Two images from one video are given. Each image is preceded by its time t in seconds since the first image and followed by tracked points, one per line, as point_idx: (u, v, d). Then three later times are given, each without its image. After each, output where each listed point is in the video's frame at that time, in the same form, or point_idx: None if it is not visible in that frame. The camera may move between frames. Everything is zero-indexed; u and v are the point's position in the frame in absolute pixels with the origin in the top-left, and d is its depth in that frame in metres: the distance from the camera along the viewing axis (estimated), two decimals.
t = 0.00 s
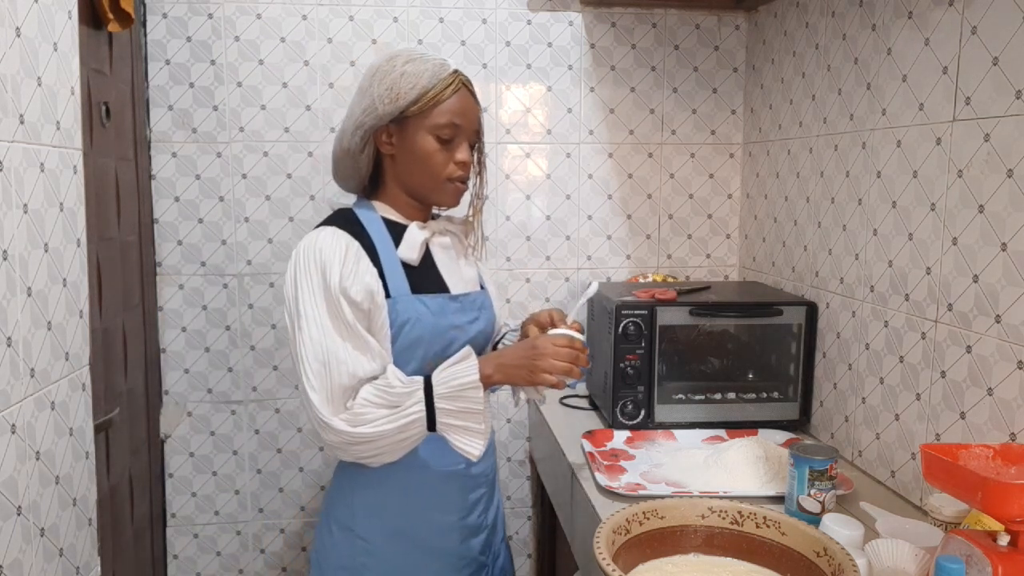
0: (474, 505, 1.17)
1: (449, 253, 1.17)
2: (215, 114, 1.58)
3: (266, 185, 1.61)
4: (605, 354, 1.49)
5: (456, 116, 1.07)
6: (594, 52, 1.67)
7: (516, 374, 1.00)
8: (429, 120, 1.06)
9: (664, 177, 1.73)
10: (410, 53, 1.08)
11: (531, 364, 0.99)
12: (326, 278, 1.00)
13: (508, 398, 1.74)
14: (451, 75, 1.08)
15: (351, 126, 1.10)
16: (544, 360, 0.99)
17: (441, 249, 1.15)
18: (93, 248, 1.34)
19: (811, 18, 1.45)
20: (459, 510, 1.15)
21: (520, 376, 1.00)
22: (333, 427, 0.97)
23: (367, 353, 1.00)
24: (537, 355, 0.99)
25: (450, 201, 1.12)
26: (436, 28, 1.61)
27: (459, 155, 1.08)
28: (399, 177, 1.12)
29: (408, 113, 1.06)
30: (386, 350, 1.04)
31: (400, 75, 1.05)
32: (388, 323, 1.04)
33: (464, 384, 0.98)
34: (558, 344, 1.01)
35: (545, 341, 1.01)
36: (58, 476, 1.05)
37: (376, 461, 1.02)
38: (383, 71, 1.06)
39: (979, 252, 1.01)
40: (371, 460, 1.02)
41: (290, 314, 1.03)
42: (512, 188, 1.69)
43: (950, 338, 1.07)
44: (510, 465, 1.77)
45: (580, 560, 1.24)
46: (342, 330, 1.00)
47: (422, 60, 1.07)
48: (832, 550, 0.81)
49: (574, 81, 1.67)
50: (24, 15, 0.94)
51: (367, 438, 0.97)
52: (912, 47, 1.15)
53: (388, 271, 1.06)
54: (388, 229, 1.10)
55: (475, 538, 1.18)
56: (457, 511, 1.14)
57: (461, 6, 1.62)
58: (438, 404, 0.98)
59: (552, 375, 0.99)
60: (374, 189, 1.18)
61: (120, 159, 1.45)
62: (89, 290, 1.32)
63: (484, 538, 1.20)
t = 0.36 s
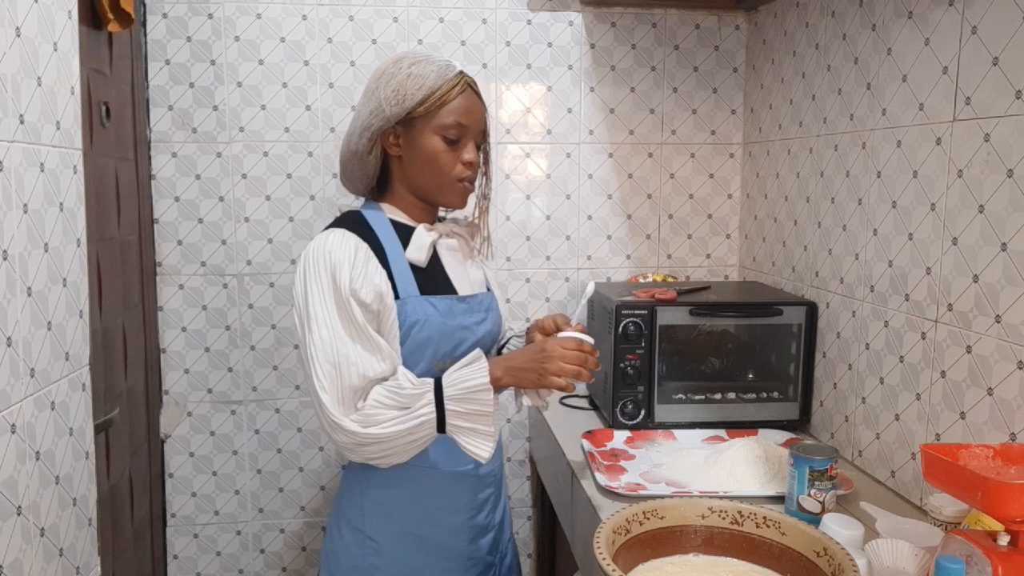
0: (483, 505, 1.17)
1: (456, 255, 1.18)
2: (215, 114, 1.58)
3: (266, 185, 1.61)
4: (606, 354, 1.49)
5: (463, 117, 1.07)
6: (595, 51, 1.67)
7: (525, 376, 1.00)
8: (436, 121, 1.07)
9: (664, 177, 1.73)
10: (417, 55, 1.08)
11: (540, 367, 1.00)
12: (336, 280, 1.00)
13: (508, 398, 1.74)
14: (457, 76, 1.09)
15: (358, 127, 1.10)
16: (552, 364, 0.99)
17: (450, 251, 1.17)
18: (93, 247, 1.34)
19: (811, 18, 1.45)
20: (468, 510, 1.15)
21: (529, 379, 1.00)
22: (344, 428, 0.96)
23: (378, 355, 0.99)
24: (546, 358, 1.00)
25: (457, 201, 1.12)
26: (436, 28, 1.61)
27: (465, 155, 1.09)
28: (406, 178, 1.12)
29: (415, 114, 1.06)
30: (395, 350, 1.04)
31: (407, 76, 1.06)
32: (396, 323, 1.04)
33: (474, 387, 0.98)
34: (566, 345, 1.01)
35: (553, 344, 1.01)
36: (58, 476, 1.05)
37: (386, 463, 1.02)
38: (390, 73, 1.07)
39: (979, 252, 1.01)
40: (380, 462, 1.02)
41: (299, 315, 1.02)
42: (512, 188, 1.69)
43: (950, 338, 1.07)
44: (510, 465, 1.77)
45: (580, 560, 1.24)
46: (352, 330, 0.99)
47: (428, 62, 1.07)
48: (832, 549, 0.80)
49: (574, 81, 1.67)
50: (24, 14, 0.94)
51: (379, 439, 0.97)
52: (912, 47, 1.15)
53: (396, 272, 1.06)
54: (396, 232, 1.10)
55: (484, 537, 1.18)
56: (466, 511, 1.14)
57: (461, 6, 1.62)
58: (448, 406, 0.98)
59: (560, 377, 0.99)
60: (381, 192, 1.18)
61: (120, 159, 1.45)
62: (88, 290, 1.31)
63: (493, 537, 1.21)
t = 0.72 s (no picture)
0: (499, 501, 1.18)
1: (467, 255, 1.17)
2: (215, 114, 1.58)
3: (265, 185, 1.61)
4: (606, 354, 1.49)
5: (475, 121, 1.08)
6: (594, 52, 1.67)
7: (541, 376, 1.01)
8: (448, 126, 1.07)
9: (664, 177, 1.73)
10: (428, 59, 1.08)
11: (557, 366, 1.01)
12: (353, 280, 0.99)
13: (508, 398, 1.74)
14: (468, 80, 1.09)
15: (366, 129, 1.10)
16: (569, 363, 1.00)
17: (461, 251, 1.17)
18: (93, 247, 1.34)
19: (811, 18, 1.45)
20: (485, 507, 1.15)
21: (546, 377, 1.01)
22: (366, 426, 0.96)
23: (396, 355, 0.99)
24: (562, 358, 1.01)
25: (467, 204, 1.12)
26: (436, 27, 1.61)
27: (477, 160, 1.09)
28: (417, 181, 1.12)
29: (428, 119, 1.06)
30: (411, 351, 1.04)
31: (421, 82, 1.05)
32: (411, 324, 1.04)
33: (493, 385, 0.99)
34: (582, 344, 1.02)
35: (569, 344, 1.02)
36: (58, 476, 1.05)
37: (403, 462, 1.02)
38: (402, 77, 1.07)
39: (979, 252, 1.01)
40: (398, 461, 1.02)
41: (316, 316, 1.02)
42: (511, 188, 1.69)
43: (950, 338, 1.07)
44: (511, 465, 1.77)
45: (580, 560, 1.24)
46: (370, 331, 0.99)
47: (440, 67, 1.07)
48: (832, 549, 0.80)
49: (574, 81, 1.67)
50: (24, 14, 0.94)
51: (399, 438, 0.97)
52: (912, 47, 1.15)
53: (411, 272, 1.07)
54: (408, 233, 1.10)
55: (500, 533, 1.19)
56: (483, 508, 1.15)
57: (461, 6, 1.62)
58: (467, 405, 0.98)
59: (576, 377, 1.00)
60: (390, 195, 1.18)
61: (120, 159, 1.45)
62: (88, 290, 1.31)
63: (509, 533, 1.22)
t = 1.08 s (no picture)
0: (505, 499, 1.20)
1: (481, 258, 1.17)
2: (215, 114, 1.58)
3: (265, 185, 1.61)
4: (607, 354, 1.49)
5: (491, 127, 1.09)
6: (594, 52, 1.67)
7: (560, 384, 1.03)
8: (466, 132, 1.07)
9: (664, 177, 1.73)
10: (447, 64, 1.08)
11: (576, 376, 1.03)
12: (373, 282, 0.99)
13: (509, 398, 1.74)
14: (485, 86, 1.10)
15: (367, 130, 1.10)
16: (588, 372, 1.03)
17: (476, 254, 1.16)
18: (93, 247, 1.34)
19: (811, 18, 1.45)
20: (493, 505, 1.16)
21: (564, 388, 1.03)
22: (387, 426, 0.96)
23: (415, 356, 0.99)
24: (581, 367, 1.03)
25: (483, 208, 1.14)
26: (436, 28, 1.61)
27: (492, 165, 1.10)
28: (432, 185, 1.13)
29: (446, 125, 1.07)
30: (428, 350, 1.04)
31: (439, 88, 1.05)
32: (428, 327, 1.05)
33: (512, 391, 0.99)
34: (600, 355, 1.04)
35: (588, 354, 1.04)
36: (58, 476, 1.05)
37: (418, 463, 1.02)
38: (421, 83, 1.06)
39: (979, 252, 1.01)
40: (412, 461, 1.02)
41: (334, 316, 1.01)
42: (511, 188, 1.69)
43: (950, 338, 1.07)
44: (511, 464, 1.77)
45: (580, 560, 1.24)
46: (389, 332, 0.99)
47: (459, 73, 1.07)
48: (832, 549, 0.80)
49: (574, 81, 1.67)
50: (24, 15, 0.94)
51: (419, 439, 0.97)
52: (912, 47, 1.15)
53: (426, 275, 1.07)
54: (422, 234, 1.10)
55: (505, 532, 1.21)
56: (491, 506, 1.16)
57: (461, 6, 1.62)
58: (485, 409, 0.99)
59: (594, 386, 1.02)
60: (403, 198, 1.18)
61: (120, 159, 1.45)
62: (88, 290, 1.31)
63: (513, 531, 1.23)
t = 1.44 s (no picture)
0: (511, 500, 1.21)
1: (488, 257, 1.17)
2: (215, 114, 1.58)
3: (265, 185, 1.61)
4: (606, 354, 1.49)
5: (503, 126, 1.09)
6: (594, 52, 1.67)
7: (573, 394, 1.02)
8: (477, 131, 1.07)
9: (664, 177, 1.73)
10: (458, 62, 1.08)
11: (590, 387, 1.01)
12: (384, 280, 0.99)
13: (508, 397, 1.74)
14: (496, 85, 1.09)
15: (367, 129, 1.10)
16: (603, 385, 1.01)
17: (483, 253, 1.16)
18: (93, 247, 1.34)
19: (811, 18, 1.45)
20: (500, 505, 1.17)
21: (577, 398, 1.02)
22: (398, 426, 0.96)
23: (426, 355, 0.99)
24: (596, 379, 1.01)
25: (492, 207, 1.14)
26: (436, 27, 1.61)
27: (503, 164, 1.10)
28: (441, 183, 1.13)
29: (458, 124, 1.06)
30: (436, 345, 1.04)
31: (451, 85, 1.05)
32: (437, 324, 1.05)
33: (524, 397, 0.99)
34: (616, 367, 1.02)
35: (604, 365, 1.02)
36: (58, 476, 1.05)
37: (425, 463, 1.02)
38: (428, 82, 1.06)
39: (979, 252, 1.01)
40: (417, 461, 1.02)
41: (343, 311, 1.01)
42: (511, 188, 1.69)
43: (950, 338, 1.07)
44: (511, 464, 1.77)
45: (580, 560, 1.24)
46: (400, 329, 0.98)
47: (470, 71, 1.07)
48: (832, 549, 0.80)
49: (574, 81, 1.67)
50: (24, 14, 0.94)
51: (429, 439, 0.97)
52: (912, 47, 1.15)
53: (436, 271, 1.07)
54: (431, 232, 1.11)
55: (511, 532, 1.22)
56: (498, 506, 1.17)
57: (461, 6, 1.62)
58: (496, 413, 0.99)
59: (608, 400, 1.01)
60: (410, 195, 1.17)
61: (120, 159, 1.45)
62: (88, 290, 1.31)
63: (517, 532, 1.24)
